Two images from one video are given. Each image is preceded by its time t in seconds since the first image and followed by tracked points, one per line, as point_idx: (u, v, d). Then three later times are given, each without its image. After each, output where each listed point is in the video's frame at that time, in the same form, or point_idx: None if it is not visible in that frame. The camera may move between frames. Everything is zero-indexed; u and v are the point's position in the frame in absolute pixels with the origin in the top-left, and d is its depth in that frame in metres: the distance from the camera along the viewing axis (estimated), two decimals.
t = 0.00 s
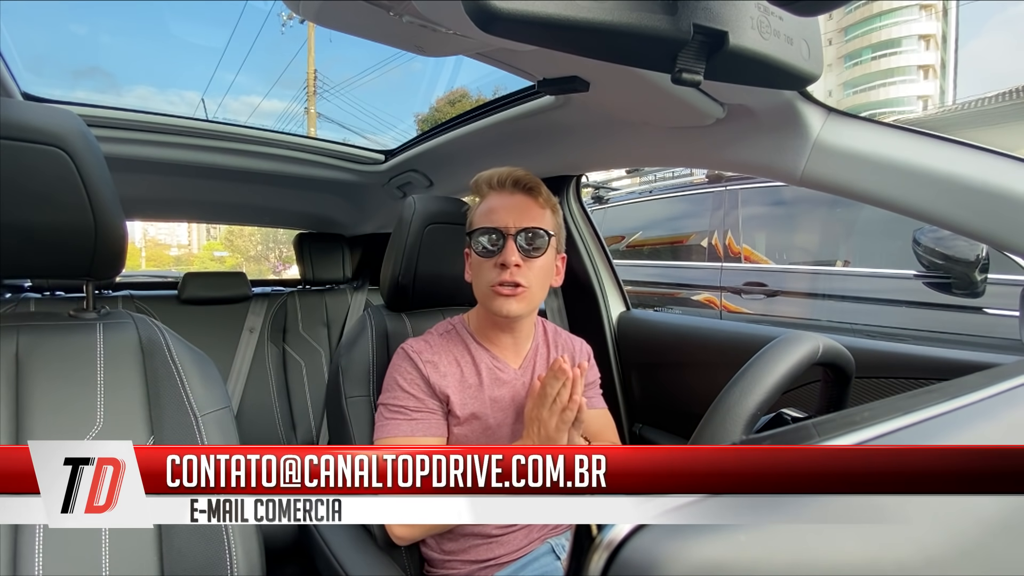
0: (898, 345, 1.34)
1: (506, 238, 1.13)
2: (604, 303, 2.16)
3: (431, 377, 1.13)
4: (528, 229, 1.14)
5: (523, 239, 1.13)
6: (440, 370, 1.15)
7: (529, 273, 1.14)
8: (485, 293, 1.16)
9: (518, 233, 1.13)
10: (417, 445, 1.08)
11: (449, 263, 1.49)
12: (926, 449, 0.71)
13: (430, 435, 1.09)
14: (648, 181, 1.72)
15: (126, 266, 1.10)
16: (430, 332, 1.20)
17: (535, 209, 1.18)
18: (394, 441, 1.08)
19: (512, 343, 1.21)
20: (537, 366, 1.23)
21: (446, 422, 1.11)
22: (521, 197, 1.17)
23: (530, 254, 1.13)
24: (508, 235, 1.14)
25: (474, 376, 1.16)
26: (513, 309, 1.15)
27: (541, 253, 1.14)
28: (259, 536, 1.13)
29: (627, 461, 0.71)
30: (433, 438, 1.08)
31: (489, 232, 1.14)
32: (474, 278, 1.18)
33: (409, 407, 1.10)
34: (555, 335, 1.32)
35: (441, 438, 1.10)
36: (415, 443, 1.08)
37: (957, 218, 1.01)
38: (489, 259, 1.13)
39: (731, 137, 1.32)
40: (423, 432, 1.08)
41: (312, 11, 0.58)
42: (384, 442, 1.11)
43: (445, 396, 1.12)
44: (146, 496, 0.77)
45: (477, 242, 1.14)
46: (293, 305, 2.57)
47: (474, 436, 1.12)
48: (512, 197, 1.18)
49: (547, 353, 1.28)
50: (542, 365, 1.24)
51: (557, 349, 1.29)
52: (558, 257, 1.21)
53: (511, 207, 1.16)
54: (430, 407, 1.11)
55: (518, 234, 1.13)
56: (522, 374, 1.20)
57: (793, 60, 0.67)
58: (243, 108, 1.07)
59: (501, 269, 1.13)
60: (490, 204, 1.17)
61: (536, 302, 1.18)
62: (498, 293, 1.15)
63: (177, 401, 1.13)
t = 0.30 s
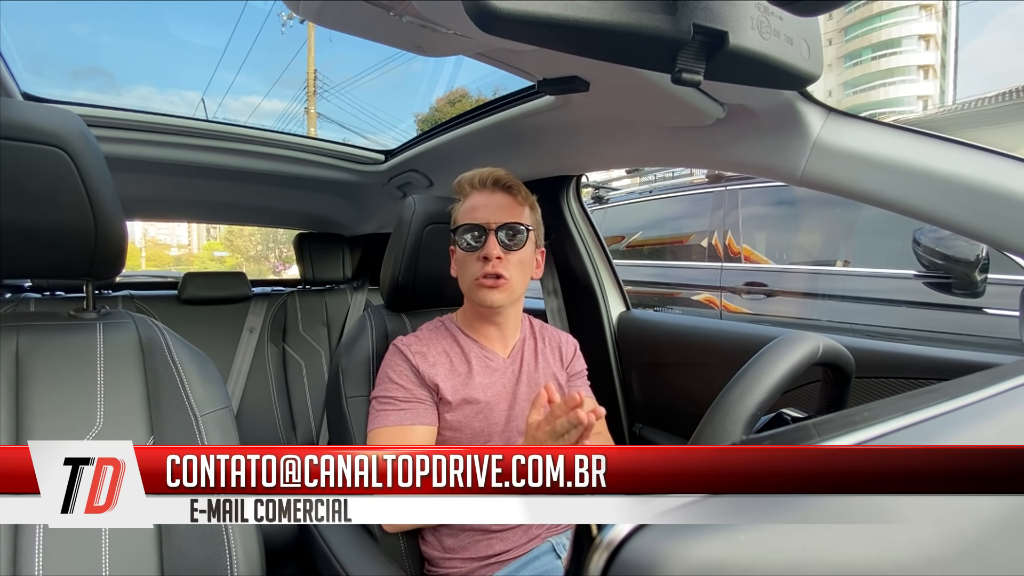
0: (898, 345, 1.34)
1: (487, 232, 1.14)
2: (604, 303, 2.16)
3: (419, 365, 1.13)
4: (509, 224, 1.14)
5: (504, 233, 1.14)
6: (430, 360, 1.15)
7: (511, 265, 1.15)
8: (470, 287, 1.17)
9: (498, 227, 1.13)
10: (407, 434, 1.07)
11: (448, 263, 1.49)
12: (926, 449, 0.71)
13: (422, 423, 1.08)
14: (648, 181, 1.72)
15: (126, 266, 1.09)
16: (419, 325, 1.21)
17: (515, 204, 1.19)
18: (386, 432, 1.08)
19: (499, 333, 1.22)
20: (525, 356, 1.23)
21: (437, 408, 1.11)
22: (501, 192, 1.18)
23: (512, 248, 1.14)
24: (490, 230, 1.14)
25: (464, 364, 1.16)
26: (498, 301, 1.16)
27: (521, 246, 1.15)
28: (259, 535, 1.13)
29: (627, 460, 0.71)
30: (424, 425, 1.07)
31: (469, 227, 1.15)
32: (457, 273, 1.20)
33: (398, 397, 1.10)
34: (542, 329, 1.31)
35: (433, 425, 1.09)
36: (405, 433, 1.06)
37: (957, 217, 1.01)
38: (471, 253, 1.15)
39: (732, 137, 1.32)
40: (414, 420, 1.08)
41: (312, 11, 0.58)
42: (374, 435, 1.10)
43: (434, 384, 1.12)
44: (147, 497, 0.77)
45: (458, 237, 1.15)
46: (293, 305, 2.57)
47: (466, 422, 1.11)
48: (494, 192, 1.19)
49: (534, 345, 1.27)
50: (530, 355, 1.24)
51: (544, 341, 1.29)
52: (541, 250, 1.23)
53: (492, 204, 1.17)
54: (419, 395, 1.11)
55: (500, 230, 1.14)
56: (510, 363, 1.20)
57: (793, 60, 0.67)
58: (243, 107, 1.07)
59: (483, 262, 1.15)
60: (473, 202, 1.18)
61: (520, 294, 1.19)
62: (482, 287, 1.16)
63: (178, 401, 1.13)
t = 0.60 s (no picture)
0: (898, 345, 1.34)
1: (486, 232, 1.14)
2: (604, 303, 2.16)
3: (419, 365, 1.13)
4: (508, 223, 1.14)
5: (503, 233, 1.14)
6: (430, 358, 1.15)
7: (511, 264, 1.15)
8: (470, 286, 1.17)
9: (498, 227, 1.13)
10: (407, 434, 1.07)
11: (448, 263, 1.49)
12: (926, 449, 0.71)
13: (421, 422, 1.08)
14: (648, 181, 1.72)
15: (126, 266, 1.09)
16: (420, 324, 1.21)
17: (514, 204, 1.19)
18: (385, 431, 1.08)
19: (499, 332, 1.22)
20: (525, 355, 1.23)
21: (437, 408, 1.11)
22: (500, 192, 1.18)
23: (511, 248, 1.14)
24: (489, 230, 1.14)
25: (463, 363, 1.16)
26: (497, 300, 1.16)
27: (521, 246, 1.15)
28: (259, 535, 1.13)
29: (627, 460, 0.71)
30: (424, 425, 1.07)
31: (468, 228, 1.15)
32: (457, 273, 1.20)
33: (398, 396, 1.10)
34: (542, 328, 1.31)
35: (433, 424, 1.09)
36: (405, 432, 1.06)
37: (957, 217, 1.01)
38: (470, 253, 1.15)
39: (732, 137, 1.32)
40: (415, 420, 1.08)
41: (312, 11, 0.58)
42: (374, 435, 1.10)
43: (434, 384, 1.12)
44: (147, 497, 0.77)
45: (457, 237, 1.15)
46: (293, 305, 2.57)
47: (466, 421, 1.11)
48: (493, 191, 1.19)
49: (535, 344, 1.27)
50: (530, 354, 1.24)
51: (544, 340, 1.29)
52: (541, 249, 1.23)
53: (491, 204, 1.17)
54: (419, 395, 1.11)
55: (499, 229, 1.14)
56: (511, 362, 1.20)
57: (793, 60, 0.67)
58: (243, 107, 1.07)
59: (483, 262, 1.15)
60: (472, 202, 1.18)
61: (519, 292, 1.19)
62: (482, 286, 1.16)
63: (178, 401, 1.13)
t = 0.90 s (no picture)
0: (898, 345, 1.34)
1: (492, 234, 1.14)
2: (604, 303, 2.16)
3: (420, 366, 1.12)
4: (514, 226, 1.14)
5: (508, 235, 1.14)
6: (430, 360, 1.15)
7: (515, 267, 1.15)
8: (473, 287, 1.17)
9: (503, 229, 1.13)
10: (407, 436, 1.07)
11: (448, 263, 1.49)
12: (926, 449, 0.71)
13: (421, 424, 1.08)
14: (648, 181, 1.72)
15: (126, 265, 1.09)
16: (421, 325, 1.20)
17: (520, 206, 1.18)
18: (385, 433, 1.07)
19: (501, 333, 1.22)
20: (526, 356, 1.23)
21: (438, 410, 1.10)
22: (507, 194, 1.18)
23: (516, 250, 1.14)
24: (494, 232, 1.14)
25: (464, 364, 1.16)
26: (501, 302, 1.16)
27: (526, 248, 1.15)
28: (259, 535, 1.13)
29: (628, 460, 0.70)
30: (424, 427, 1.07)
31: (473, 228, 1.15)
32: (460, 274, 1.20)
33: (398, 398, 1.10)
34: (543, 329, 1.31)
35: (433, 426, 1.09)
36: (405, 434, 1.06)
37: (957, 217, 1.01)
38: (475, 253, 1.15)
39: (732, 137, 1.32)
40: (415, 422, 1.07)
41: (312, 11, 0.58)
42: (374, 436, 1.10)
43: (434, 385, 1.12)
44: (147, 497, 0.77)
45: (462, 237, 1.15)
46: (293, 305, 2.57)
47: (467, 423, 1.10)
48: (499, 193, 1.19)
49: (536, 345, 1.27)
50: (532, 356, 1.24)
51: (546, 341, 1.29)
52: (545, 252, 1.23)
53: (497, 205, 1.17)
54: (420, 396, 1.10)
55: (504, 232, 1.14)
56: (513, 363, 1.20)
57: (793, 60, 0.67)
58: (243, 108, 1.07)
59: (487, 263, 1.15)
60: (478, 203, 1.17)
61: (523, 294, 1.19)
62: (485, 287, 1.16)
63: (177, 401, 1.13)
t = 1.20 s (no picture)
0: (898, 345, 1.34)
1: (508, 242, 1.12)
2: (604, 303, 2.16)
3: (423, 376, 1.12)
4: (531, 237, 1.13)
5: (526, 244, 1.12)
6: (434, 368, 1.14)
7: (530, 278, 1.14)
8: (485, 297, 1.15)
9: (520, 238, 1.12)
10: (405, 443, 1.07)
11: (448, 263, 1.49)
12: (926, 449, 0.71)
13: (421, 433, 1.08)
14: (648, 181, 1.72)
15: (126, 266, 1.09)
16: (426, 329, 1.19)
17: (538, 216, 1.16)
18: (384, 439, 1.08)
19: (510, 343, 1.20)
20: (534, 364, 1.22)
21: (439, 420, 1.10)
22: (526, 203, 1.16)
23: (532, 262, 1.12)
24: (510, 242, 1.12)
25: (470, 374, 1.15)
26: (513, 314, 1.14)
27: (543, 260, 1.13)
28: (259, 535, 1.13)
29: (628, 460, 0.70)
30: (422, 436, 1.07)
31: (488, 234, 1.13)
32: (472, 279, 1.18)
33: (399, 405, 1.10)
34: (551, 334, 1.30)
35: (432, 436, 1.09)
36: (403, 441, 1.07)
37: (957, 217, 1.01)
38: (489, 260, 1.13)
39: (732, 137, 1.32)
40: (414, 430, 1.08)
41: (312, 11, 0.57)
42: (374, 440, 1.11)
43: (436, 395, 1.11)
44: (146, 496, 0.77)
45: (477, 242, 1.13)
46: (293, 305, 2.57)
47: (468, 434, 1.10)
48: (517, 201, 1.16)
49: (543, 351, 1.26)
50: (540, 363, 1.23)
51: (554, 348, 1.28)
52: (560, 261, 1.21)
53: (515, 214, 1.14)
54: (421, 405, 1.10)
55: (521, 242, 1.12)
56: (519, 371, 1.19)
57: (793, 60, 0.67)
58: (244, 108, 1.07)
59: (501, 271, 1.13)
60: (496, 209, 1.15)
61: (535, 306, 1.18)
62: (498, 297, 1.14)
63: (177, 401, 1.13)
